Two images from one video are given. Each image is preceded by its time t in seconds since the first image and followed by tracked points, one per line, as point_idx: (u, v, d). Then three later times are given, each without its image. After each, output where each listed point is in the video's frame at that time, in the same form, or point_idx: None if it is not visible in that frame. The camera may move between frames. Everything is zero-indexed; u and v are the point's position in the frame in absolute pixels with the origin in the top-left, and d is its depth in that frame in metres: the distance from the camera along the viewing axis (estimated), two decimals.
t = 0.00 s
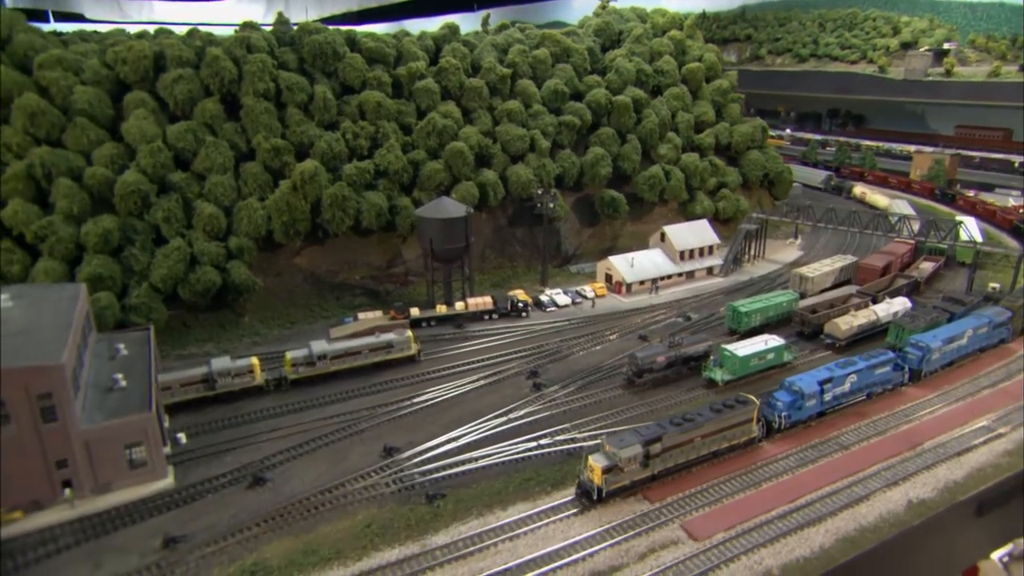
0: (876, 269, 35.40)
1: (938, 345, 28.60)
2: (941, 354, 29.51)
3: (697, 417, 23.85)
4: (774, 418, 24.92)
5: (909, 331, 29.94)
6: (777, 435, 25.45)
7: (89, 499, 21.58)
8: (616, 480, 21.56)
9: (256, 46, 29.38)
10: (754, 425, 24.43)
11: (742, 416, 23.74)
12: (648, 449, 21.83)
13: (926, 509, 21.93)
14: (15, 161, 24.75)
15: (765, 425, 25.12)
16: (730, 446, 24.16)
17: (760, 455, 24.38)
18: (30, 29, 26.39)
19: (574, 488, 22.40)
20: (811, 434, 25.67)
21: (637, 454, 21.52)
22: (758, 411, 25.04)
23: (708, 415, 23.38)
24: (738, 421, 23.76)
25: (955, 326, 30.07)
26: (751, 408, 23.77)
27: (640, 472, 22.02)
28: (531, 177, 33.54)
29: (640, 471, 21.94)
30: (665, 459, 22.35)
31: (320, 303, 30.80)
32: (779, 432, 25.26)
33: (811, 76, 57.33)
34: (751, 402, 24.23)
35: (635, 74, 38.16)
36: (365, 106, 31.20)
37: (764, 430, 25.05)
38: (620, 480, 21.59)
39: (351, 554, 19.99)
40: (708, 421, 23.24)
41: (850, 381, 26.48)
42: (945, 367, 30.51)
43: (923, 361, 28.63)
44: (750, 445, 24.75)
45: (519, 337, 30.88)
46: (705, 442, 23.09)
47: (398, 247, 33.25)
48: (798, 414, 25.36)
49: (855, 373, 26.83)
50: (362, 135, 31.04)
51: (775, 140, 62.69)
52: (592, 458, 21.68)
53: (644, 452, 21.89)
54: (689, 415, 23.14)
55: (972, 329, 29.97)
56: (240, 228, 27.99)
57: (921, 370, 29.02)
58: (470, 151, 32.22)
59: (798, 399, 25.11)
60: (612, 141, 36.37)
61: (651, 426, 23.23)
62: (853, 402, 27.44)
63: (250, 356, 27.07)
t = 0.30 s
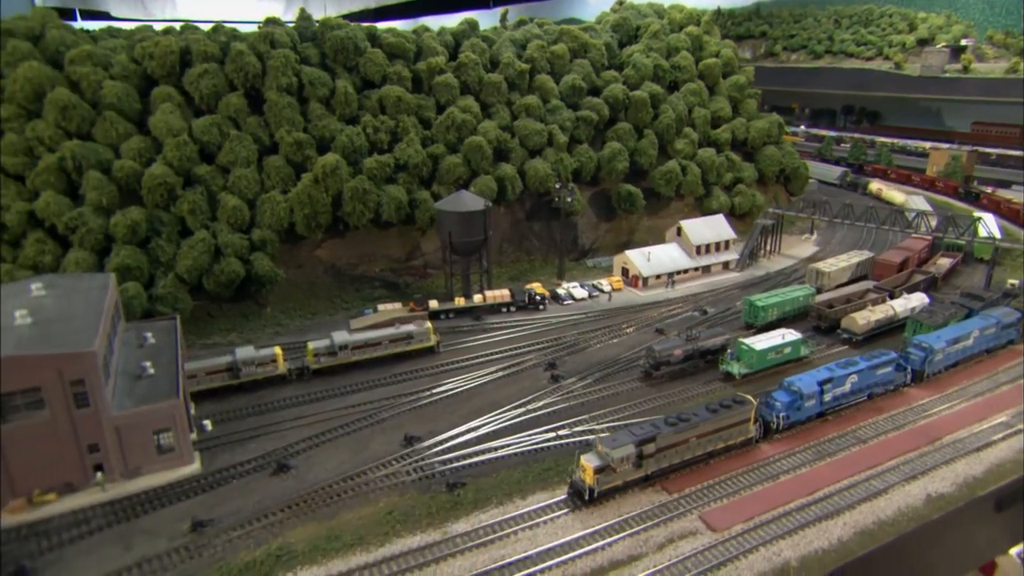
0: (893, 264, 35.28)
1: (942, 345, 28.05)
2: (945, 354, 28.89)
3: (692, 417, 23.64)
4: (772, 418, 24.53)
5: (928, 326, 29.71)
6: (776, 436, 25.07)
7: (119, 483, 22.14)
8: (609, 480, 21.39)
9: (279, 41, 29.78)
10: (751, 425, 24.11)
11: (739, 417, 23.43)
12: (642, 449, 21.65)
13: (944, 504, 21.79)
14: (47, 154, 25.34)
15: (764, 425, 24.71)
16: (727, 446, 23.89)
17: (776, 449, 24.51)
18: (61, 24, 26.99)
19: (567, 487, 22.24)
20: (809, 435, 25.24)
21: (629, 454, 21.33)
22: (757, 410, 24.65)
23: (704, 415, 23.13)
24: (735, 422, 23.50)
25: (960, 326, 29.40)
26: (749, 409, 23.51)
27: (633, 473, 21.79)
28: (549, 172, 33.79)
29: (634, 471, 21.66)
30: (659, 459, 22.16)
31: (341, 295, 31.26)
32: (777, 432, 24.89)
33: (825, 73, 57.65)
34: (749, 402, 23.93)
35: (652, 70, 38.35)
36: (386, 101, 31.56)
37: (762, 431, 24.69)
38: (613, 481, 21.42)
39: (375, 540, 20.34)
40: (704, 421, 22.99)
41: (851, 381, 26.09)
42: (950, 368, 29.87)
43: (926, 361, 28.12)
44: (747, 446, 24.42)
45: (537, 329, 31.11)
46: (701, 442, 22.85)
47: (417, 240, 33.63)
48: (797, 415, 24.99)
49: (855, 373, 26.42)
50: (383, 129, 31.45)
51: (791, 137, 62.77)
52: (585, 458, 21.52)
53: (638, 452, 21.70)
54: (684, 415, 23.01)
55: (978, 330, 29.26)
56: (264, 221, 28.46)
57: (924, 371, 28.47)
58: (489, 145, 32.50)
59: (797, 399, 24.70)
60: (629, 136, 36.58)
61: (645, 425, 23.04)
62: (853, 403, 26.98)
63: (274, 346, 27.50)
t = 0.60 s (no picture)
0: (909, 260, 35.10)
1: (943, 346, 27.39)
2: (949, 355, 28.09)
3: (685, 416, 23.17)
4: (768, 419, 24.13)
5: (944, 322, 29.61)
6: (771, 436, 24.65)
7: (148, 468, 22.66)
8: (600, 480, 21.08)
9: (300, 37, 30.23)
10: (746, 426, 23.70)
11: (734, 417, 22.94)
12: (633, 448, 21.30)
13: (962, 498, 21.49)
14: (78, 147, 26.09)
15: (759, 425, 24.34)
16: (722, 446, 23.48)
17: (792, 442, 24.35)
18: (92, 21, 27.73)
19: (557, 484, 22.02)
20: (806, 435, 24.76)
21: (620, 454, 20.96)
22: (752, 410, 24.29)
23: (698, 415, 22.63)
24: (730, 422, 23.08)
25: (964, 327, 28.62)
26: (743, 410, 23.08)
27: (625, 473, 21.45)
28: (566, 166, 34.08)
29: (625, 471, 21.30)
30: (650, 459, 21.81)
31: (360, 287, 31.73)
32: (773, 432, 24.51)
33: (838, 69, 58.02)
34: (743, 402, 23.45)
35: (669, 66, 38.57)
36: (405, 96, 31.92)
37: (758, 431, 24.25)
38: (604, 480, 21.13)
39: (396, 526, 20.65)
40: (698, 421, 22.63)
41: (849, 381, 25.51)
42: (954, 369, 29.08)
43: (928, 362, 27.46)
44: (739, 446, 23.98)
45: (554, 322, 31.35)
46: (694, 442, 22.46)
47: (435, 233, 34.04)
48: (793, 415, 24.57)
49: (854, 373, 25.85)
50: (403, 124, 31.84)
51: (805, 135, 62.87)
52: (576, 458, 21.28)
53: (629, 452, 21.35)
54: (677, 415, 22.70)
55: (982, 330, 28.45)
56: (287, 215, 29.00)
57: (925, 372, 27.79)
58: (506, 140, 32.82)
59: (793, 399, 24.24)
60: (645, 132, 36.79)
61: (638, 425, 22.70)
62: (852, 403, 26.43)
63: (296, 336, 28.01)
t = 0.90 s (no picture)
0: (926, 256, 35.07)
1: (946, 347, 26.72)
2: (952, 355, 27.41)
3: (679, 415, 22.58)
4: (765, 419, 23.44)
5: (962, 318, 29.23)
6: (768, 435, 24.01)
7: (176, 453, 23.18)
8: (590, 479, 20.58)
9: (322, 32, 30.70)
10: (741, 425, 23.01)
11: (729, 416, 22.27)
12: (625, 447, 20.74)
13: (981, 492, 21.27)
14: (108, 141, 26.68)
15: (755, 425, 23.71)
16: (716, 446, 22.90)
17: (810, 434, 24.14)
18: (121, 17, 28.41)
19: (548, 483, 21.62)
20: (810, 432, 24.25)
21: (611, 453, 20.39)
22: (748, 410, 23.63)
23: (692, 414, 22.01)
24: (726, 422, 22.47)
25: (968, 329, 27.92)
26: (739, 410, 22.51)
27: (615, 472, 20.94)
28: (583, 161, 34.37)
29: (616, 470, 20.84)
30: (642, 458, 21.20)
31: (380, 279, 32.21)
32: (770, 432, 23.90)
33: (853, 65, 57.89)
34: (740, 401, 22.62)
35: (686, 62, 38.75)
36: (425, 90, 32.31)
37: (753, 431, 23.54)
38: (594, 480, 20.63)
39: (418, 513, 20.92)
40: (692, 420, 22.03)
41: (849, 381, 24.72)
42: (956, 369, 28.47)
43: (930, 363, 26.74)
44: (736, 446, 23.35)
45: (571, 314, 31.58)
46: (687, 442, 21.87)
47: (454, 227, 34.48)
48: (790, 415, 23.87)
49: (854, 373, 25.04)
50: (422, 118, 32.21)
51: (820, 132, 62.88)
52: (567, 456, 20.80)
53: (620, 451, 20.78)
54: (671, 413, 22.10)
55: (987, 331, 27.79)
56: (309, 207, 29.46)
57: (927, 372, 27.13)
58: (525, 134, 33.16)
59: (790, 399, 23.46)
60: (662, 127, 37.01)
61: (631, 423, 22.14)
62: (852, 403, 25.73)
63: (318, 326, 28.44)
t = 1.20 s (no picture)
0: (944, 251, 34.58)
1: (949, 348, 25.96)
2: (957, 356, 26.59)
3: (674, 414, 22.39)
4: (761, 418, 23.05)
5: (981, 313, 28.78)
6: (764, 435, 23.60)
7: (205, 438, 23.68)
8: (582, 478, 20.50)
9: (345, 27, 31.16)
10: (737, 424, 22.79)
11: (725, 415, 22.12)
12: (617, 446, 20.63)
13: (1003, 487, 20.84)
14: (138, 134, 27.40)
15: (752, 424, 23.33)
16: (712, 445, 22.68)
17: (827, 427, 24.19)
18: (152, 14, 29.21)
19: (540, 481, 21.57)
20: (825, 425, 24.26)
21: (603, 451, 20.37)
22: (745, 409, 23.21)
23: (687, 413, 21.80)
24: (721, 422, 22.25)
25: (973, 329, 27.05)
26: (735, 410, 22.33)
27: (608, 471, 20.84)
28: (602, 155, 34.66)
29: (609, 468, 20.79)
30: (635, 457, 21.06)
31: (401, 271, 32.69)
32: (766, 432, 23.47)
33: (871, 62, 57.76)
34: (736, 400, 22.47)
35: (704, 57, 38.92)
36: (446, 85, 32.70)
37: (750, 430, 23.22)
38: (586, 479, 20.55)
39: (440, 499, 21.15)
40: (687, 419, 21.83)
41: (849, 381, 24.30)
42: (959, 370, 27.54)
43: (932, 363, 25.98)
44: (732, 445, 23.02)
45: (589, 307, 31.84)
46: (681, 441, 21.69)
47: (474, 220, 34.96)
48: (788, 414, 23.38)
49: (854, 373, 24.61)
50: (443, 112, 32.60)
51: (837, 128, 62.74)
52: (559, 454, 20.70)
53: (613, 450, 20.68)
54: (666, 411, 21.94)
55: (993, 330, 26.89)
56: (331, 199, 29.95)
57: (930, 372, 26.31)
58: (544, 128, 33.50)
59: (788, 399, 23.03)
60: (680, 122, 37.20)
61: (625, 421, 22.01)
62: (851, 403, 25.25)
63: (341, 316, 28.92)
